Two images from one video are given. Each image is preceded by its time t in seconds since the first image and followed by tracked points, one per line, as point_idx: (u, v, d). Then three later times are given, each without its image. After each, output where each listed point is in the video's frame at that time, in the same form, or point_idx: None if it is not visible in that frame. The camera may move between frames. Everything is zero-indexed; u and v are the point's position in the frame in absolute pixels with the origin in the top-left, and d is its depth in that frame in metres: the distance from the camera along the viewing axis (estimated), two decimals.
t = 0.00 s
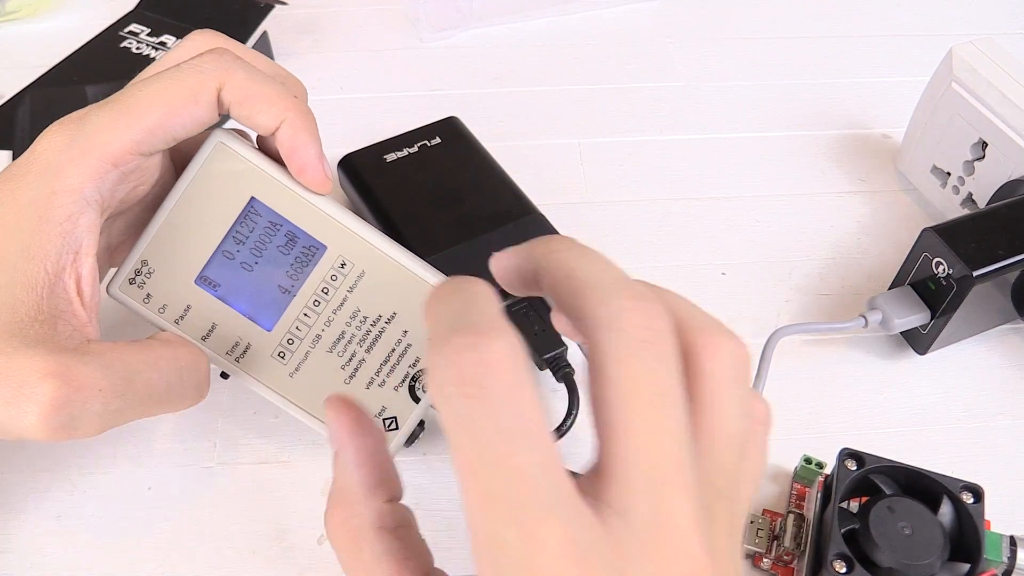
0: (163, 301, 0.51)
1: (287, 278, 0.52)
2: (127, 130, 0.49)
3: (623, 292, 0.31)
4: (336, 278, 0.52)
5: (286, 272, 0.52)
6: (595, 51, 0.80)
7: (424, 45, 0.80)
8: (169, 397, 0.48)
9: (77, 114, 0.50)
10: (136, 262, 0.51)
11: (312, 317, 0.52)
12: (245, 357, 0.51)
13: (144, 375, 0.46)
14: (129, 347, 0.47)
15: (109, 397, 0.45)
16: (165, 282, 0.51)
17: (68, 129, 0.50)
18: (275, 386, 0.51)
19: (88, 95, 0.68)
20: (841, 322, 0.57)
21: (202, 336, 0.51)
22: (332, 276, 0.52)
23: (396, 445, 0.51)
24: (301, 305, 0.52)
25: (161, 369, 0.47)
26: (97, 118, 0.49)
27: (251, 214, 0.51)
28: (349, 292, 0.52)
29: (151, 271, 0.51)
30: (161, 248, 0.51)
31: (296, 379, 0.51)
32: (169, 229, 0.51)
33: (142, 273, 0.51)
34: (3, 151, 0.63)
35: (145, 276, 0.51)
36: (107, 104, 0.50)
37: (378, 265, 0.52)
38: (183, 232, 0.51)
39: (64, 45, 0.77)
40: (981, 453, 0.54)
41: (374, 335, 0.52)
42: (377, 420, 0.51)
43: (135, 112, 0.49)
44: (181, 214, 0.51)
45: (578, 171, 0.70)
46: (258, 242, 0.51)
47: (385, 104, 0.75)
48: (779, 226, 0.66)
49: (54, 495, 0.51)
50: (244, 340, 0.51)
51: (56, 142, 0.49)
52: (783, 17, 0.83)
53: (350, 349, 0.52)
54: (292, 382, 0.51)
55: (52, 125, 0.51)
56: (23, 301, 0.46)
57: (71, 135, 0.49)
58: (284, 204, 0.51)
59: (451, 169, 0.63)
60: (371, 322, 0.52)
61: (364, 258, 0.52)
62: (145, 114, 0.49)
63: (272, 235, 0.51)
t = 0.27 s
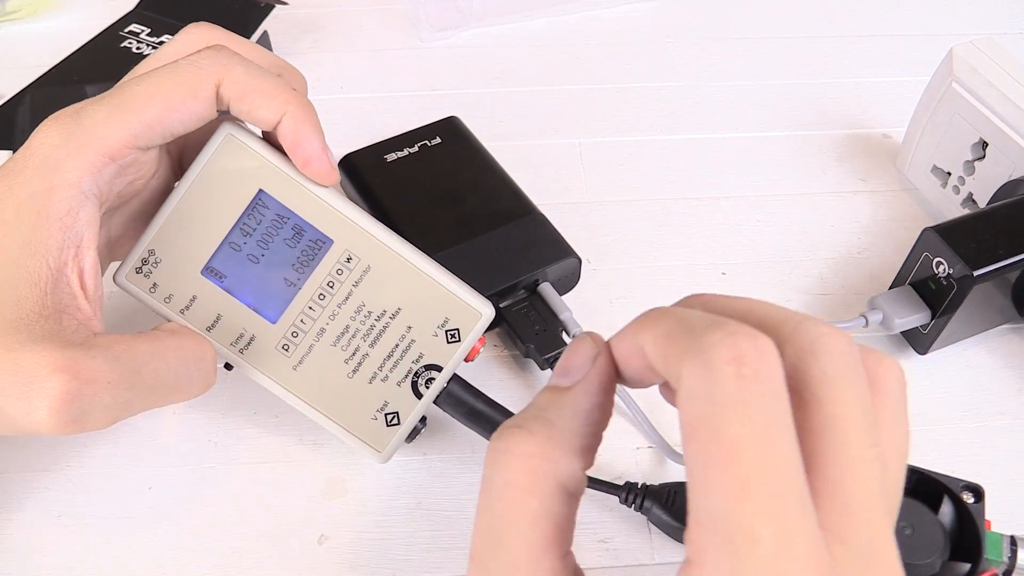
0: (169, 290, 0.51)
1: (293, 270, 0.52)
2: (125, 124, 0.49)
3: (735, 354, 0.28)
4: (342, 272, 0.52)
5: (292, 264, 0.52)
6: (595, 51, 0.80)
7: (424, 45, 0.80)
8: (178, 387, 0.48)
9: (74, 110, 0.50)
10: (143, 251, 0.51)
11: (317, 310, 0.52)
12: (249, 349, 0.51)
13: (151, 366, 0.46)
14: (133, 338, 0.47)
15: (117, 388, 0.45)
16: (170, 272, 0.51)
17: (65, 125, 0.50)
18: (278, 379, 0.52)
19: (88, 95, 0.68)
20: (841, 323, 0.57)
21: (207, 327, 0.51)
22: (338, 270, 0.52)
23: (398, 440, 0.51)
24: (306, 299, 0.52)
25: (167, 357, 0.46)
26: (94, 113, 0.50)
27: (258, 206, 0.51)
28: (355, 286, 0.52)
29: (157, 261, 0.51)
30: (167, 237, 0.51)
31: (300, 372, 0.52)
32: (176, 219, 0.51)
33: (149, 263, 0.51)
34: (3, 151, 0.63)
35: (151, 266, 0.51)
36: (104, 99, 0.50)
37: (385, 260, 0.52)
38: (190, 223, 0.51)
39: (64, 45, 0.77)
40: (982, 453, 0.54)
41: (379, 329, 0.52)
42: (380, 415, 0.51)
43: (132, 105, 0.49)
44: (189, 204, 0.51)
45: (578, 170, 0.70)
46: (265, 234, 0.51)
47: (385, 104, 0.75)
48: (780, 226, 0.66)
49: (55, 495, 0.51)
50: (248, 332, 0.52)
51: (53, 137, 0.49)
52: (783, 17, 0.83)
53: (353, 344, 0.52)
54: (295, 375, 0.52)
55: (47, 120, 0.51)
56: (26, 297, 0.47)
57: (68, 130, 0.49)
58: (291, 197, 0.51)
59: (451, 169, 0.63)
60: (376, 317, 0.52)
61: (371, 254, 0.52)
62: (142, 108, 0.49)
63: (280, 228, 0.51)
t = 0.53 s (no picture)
0: (166, 294, 0.51)
1: (290, 273, 0.52)
2: (126, 124, 0.49)
3: (781, 358, 0.28)
4: (339, 273, 0.52)
5: (289, 267, 0.52)
6: (596, 51, 0.80)
7: (424, 45, 0.80)
8: (179, 387, 0.48)
9: (75, 110, 0.50)
10: (141, 255, 0.51)
11: (314, 313, 0.52)
12: (247, 352, 0.51)
13: (152, 366, 0.46)
14: (135, 337, 0.46)
15: (118, 387, 0.45)
16: (168, 275, 0.51)
17: (67, 125, 0.49)
18: (276, 382, 0.51)
19: (88, 95, 0.68)
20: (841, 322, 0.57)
21: (205, 330, 0.51)
22: (335, 272, 0.52)
23: (397, 441, 0.51)
24: (303, 301, 0.52)
25: (168, 359, 0.46)
26: (96, 113, 0.49)
27: (257, 209, 0.51)
28: (353, 288, 0.52)
29: (155, 265, 0.51)
30: (165, 242, 0.51)
31: (298, 375, 0.51)
32: (173, 223, 0.51)
33: (147, 267, 0.51)
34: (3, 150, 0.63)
35: (150, 270, 0.51)
36: (106, 99, 0.50)
37: (382, 261, 0.52)
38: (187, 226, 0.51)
39: (63, 45, 0.77)
40: (981, 453, 0.54)
41: (377, 331, 0.52)
42: (379, 416, 0.51)
43: (133, 107, 0.49)
44: (186, 208, 0.51)
45: (578, 170, 0.70)
46: (263, 237, 0.51)
47: (385, 104, 0.75)
48: (780, 225, 0.66)
49: (54, 494, 0.51)
50: (246, 335, 0.51)
51: (54, 138, 0.49)
52: (783, 17, 0.83)
53: (352, 345, 0.52)
54: (294, 378, 0.51)
55: (47, 121, 0.51)
56: (27, 296, 0.46)
57: (70, 130, 0.49)
58: (287, 200, 0.51)
59: (450, 169, 0.63)
60: (373, 319, 0.52)
61: (368, 255, 0.52)
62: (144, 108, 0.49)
63: (277, 231, 0.51)
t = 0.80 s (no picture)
0: (161, 307, 0.51)
1: (283, 282, 0.52)
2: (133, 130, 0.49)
3: (670, 263, 0.37)
4: (333, 280, 0.52)
5: (283, 276, 0.52)
6: (596, 50, 0.80)
7: (424, 45, 0.80)
8: (175, 398, 0.48)
9: (85, 115, 0.50)
10: (134, 269, 0.51)
11: (309, 320, 0.52)
12: (242, 363, 0.51)
13: (146, 375, 0.46)
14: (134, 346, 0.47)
15: (113, 395, 0.45)
16: (163, 288, 0.51)
17: (77, 129, 0.49)
18: (273, 392, 0.51)
19: (88, 95, 0.68)
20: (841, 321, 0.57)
21: (200, 341, 0.51)
22: (329, 279, 0.52)
23: (396, 447, 0.51)
24: (298, 309, 0.52)
25: (163, 369, 0.46)
26: (104, 119, 0.49)
27: (249, 219, 0.52)
28: (346, 295, 0.52)
29: (148, 278, 0.51)
30: (159, 255, 0.51)
31: (295, 384, 0.51)
32: (168, 234, 0.51)
33: (141, 281, 0.51)
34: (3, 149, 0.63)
35: (143, 283, 0.51)
36: (115, 105, 0.50)
37: (374, 267, 0.52)
38: (181, 238, 0.51)
39: (63, 44, 0.77)
40: (982, 452, 0.54)
41: (372, 337, 0.52)
42: (377, 422, 0.51)
43: (140, 113, 0.49)
44: (178, 221, 0.51)
45: (577, 169, 0.70)
46: (255, 247, 0.52)
47: (385, 104, 0.75)
48: (780, 225, 0.66)
49: (54, 493, 0.51)
50: (242, 345, 0.52)
51: (62, 141, 0.49)
52: (783, 17, 0.83)
53: (347, 352, 0.52)
54: (291, 387, 0.51)
55: (56, 126, 0.50)
56: (28, 299, 0.46)
57: (77, 135, 0.49)
58: (278, 210, 0.52)
59: (450, 168, 0.63)
60: (368, 325, 0.52)
61: (360, 262, 0.52)
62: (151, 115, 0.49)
63: (269, 241, 0.52)
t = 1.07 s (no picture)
0: (161, 309, 0.51)
1: (283, 284, 0.52)
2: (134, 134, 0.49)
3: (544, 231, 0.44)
4: (332, 282, 0.52)
5: (283, 277, 0.52)
6: (596, 50, 0.80)
7: (424, 45, 0.80)
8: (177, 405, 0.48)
9: (86, 120, 0.50)
10: (134, 271, 0.51)
11: (309, 322, 0.52)
12: (243, 365, 0.51)
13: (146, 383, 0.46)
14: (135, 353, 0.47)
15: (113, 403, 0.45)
16: (162, 290, 0.51)
17: (76, 134, 0.49)
18: (274, 394, 0.51)
19: (88, 95, 0.68)
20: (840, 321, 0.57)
21: (200, 344, 0.51)
22: (328, 281, 0.52)
23: (397, 449, 0.52)
24: (298, 311, 0.52)
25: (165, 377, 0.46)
26: (104, 124, 0.49)
27: (248, 220, 0.52)
28: (346, 297, 0.52)
29: (148, 280, 0.51)
30: (159, 257, 0.51)
31: (296, 385, 0.52)
32: (168, 235, 0.51)
33: (140, 283, 0.51)
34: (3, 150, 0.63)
35: (143, 284, 0.51)
36: (115, 110, 0.50)
37: (374, 269, 0.52)
38: (181, 239, 0.51)
39: (63, 45, 0.77)
40: (981, 452, 0.54)
41: (371, 339, 0.52)
42: (377, 424, 0.52)
43: (140, 118, 0.49)
44: (178, 223, 0.51)
45: (578, 170, 0.70)
46: (255, 249, 0.52)
47: (385, 104, 0.75)
48: (780, 225, 0.66)
49: (54, 494, 0.51)
50: (242, 347, 0.52)
51: (62, 146, 0.49)
52: (784, 17, 0.83)
53: (347, 355, 0.52)
54: (292, 389, 0.52)
55: (57, 131, 0.50)
56: (28, 305, 0.46)
57: (78, 140, 0.49)
58: (279, 211, 0.52)
59: (450, 169, 0.63)
60: (368, 327, 0.52)
61: (360, 264, 0.52)
62: (152, 119, 0.49)
63: (268, 242, 0.52)
